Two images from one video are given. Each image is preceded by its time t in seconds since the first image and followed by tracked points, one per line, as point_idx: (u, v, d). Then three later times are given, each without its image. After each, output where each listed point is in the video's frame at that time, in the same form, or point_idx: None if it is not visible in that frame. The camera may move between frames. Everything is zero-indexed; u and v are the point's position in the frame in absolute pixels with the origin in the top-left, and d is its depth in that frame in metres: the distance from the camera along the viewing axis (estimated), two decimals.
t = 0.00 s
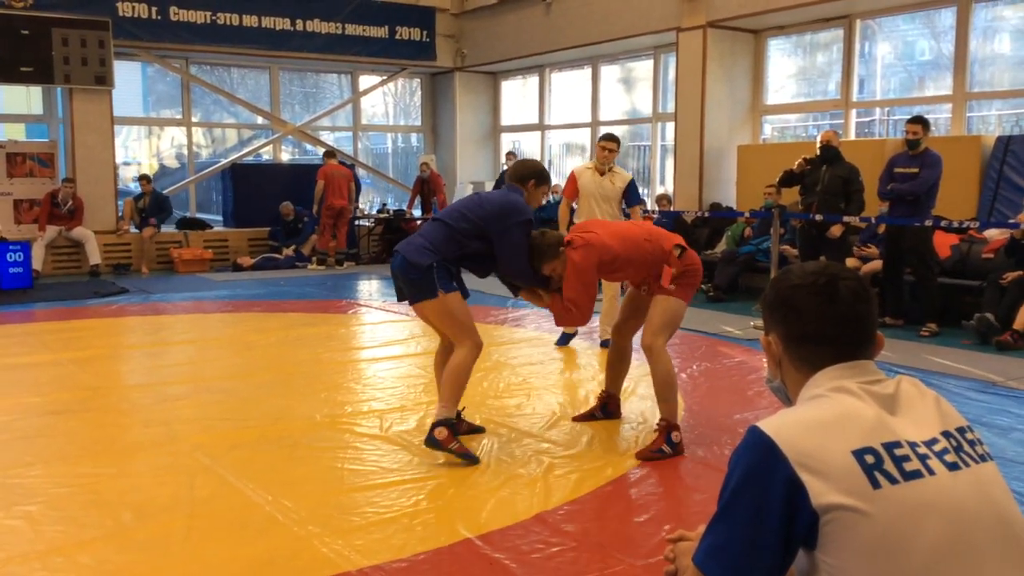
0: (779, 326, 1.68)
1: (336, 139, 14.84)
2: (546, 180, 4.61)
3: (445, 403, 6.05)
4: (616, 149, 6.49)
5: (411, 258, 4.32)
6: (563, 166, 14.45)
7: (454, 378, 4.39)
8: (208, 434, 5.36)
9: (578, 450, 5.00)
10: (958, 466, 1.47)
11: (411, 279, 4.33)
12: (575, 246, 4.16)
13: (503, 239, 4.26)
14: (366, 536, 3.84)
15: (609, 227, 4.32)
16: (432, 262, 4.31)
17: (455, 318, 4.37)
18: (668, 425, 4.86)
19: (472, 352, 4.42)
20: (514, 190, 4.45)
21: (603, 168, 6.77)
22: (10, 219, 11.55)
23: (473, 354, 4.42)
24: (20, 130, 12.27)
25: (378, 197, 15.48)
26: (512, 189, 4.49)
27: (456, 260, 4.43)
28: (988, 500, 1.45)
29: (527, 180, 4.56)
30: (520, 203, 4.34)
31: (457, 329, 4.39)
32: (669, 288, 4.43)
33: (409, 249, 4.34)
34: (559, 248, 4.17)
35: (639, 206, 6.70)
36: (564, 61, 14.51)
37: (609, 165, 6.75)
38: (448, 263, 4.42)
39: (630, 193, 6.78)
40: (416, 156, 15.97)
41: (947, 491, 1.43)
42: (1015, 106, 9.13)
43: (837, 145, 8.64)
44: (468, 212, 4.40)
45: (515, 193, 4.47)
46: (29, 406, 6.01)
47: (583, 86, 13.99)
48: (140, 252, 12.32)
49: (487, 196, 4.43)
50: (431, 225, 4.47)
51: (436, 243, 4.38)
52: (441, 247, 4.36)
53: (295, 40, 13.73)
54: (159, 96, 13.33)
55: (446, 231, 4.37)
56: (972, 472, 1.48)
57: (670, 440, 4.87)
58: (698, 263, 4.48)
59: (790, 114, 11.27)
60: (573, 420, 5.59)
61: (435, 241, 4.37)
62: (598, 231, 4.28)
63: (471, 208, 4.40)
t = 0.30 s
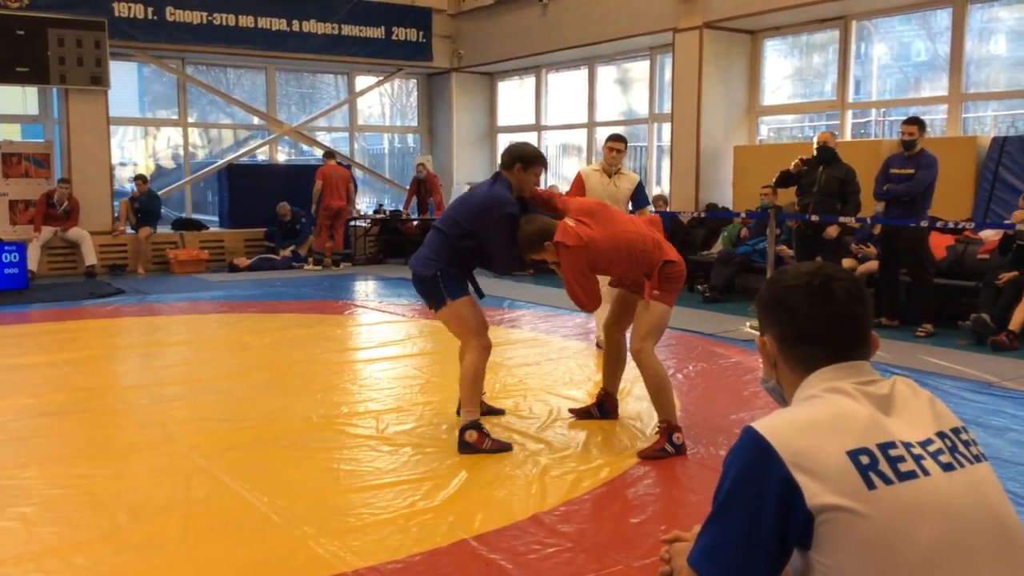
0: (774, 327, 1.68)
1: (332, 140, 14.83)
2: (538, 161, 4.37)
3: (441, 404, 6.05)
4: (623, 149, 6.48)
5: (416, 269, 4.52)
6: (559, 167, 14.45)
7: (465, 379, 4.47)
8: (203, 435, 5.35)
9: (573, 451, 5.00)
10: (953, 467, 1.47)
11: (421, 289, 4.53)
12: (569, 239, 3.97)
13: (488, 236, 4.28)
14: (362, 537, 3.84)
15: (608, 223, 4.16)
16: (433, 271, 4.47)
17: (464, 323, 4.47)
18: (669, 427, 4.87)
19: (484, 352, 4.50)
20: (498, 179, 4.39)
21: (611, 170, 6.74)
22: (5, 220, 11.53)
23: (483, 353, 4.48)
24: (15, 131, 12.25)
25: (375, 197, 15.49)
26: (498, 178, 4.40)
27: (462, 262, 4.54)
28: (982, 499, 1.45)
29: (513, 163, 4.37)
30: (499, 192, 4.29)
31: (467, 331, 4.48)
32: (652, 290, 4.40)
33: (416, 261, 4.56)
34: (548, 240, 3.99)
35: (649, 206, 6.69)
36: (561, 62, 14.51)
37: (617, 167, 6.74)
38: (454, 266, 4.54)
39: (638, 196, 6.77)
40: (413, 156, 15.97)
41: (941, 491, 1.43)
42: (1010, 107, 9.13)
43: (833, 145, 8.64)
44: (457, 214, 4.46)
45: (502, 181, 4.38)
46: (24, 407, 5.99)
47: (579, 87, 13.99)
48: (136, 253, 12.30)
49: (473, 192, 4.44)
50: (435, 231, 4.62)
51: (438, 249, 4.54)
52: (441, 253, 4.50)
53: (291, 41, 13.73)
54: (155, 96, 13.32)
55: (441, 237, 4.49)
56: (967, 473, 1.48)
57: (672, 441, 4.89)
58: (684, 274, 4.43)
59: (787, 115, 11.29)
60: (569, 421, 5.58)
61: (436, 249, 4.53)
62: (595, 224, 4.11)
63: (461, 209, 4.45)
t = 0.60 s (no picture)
0: (761, 325, 1.68)
1: (321, 141, 14.81)
2: (505, 140, 4.46)
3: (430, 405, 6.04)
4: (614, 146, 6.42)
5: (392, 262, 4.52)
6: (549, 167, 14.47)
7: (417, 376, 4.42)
8: (190, 438, 5.33)
9: (562, 452, 5.00)
10: (937, 465, 1.48)
11: (399, 283, 4.51)
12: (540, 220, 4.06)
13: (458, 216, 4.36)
14: (352, 539, 3.83)
15: (583, 208, 4.24)
16: (408, 262, 4.47)
17: (422, 316, 4.46)
18: (654, 422, 4.90)
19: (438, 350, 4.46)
20: (461, 160, 4.46)
21: (606, 169, 6.76)
22: None
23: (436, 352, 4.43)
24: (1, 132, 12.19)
25: (364, 199, 15.48)
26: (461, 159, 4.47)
27: (437, 250, 4.56)
28: (967, 497, 1.45)
29: (481, 141, 4.43)
30: (462, 171, 4.37)
31: (425, 327, 4.46)
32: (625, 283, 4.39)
33: (391, 256, 4.56)
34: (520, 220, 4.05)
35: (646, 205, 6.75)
36: (549, 62, 14.53)
37: (612, 166, 6.75)
38: (431, 255, 4.55)
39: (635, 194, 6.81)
40: (402, 157, 15.97)
41: (925, 489, 1.43)
42: (997, 106, 9.18)
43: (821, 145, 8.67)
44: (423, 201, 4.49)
45: (464, 161, 4.46)
46: (10, 411, 5.97)
47: (568, 86, 14.01)
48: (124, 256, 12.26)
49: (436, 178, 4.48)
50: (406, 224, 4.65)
51: (411, 241, 4.55)
52: (417, 244, 4.51)
53: (279, 42, 13.71)
54: (143, 97, 13.28)
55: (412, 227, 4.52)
56: (951, 471, 1.48)
57: (658, 438, 4.90)
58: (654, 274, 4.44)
59: (775, 115, 11.32)
60: (558, 422, 5.59)
61: (410, 240, 4.53)
62: (568, 209, 4.20)
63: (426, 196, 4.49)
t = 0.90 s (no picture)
0: (759, 328, 1.68)
1: (318, 144, 14.80)
2: (504, 156, 4.39)
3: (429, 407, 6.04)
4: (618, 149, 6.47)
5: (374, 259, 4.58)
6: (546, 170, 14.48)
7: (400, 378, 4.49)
8: (189, 441, 5.32)
9: (560, 455, 5.00)
10: (936, 467, 1.48)
11: (380, 281, 4.55)
12: (522, 204, 3.99)
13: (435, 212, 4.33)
14: (351, 542, 3.83)
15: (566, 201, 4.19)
16: (387, 261, 4.50)
17: (403, 318, 4.51)
18: (600, 437, 4.72)
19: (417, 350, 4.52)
20: (452, 163, 4.46)
21: (613, 172, 6.71)
22: None
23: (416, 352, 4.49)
24: None
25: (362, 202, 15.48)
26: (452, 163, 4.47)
27: (420, 251, 4.57)
28: (966, 499, 1.46)
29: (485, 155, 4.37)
30: (445, 169, 4.38)
31: (406, 328, 4.51)
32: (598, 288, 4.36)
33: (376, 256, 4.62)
34: (500, 204, 3.99)
35: (650, 206, 6.84)
36: (547, 65, 14.54)
37: (618, 167, 6.69)
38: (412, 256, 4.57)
39: (641, 194, 6.83)
40: (399, 160, 15.98)
41: (925, 492, 1.44)
42: (993, 108, 9.20)
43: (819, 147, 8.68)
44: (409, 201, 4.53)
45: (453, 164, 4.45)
46: (8, 414, 5.95)
47: (565, 89, 14.02)
48: (122, 259, 12.24)
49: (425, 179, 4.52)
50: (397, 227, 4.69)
51: (395, 241, 4.59)
52: (399, 243, 4.54)
53: (276, 45, 13.70)
54: (140, 101, 13.27)
55: (397, 227, 4.56)
56: (950, 473, 1.48)
57: (604, 454, 4.75)
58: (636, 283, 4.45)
59: (773, 117, 11.32)
60: (557, 425, 5.58)
61: (394, 240, 4.57)
62: (552, 199, 4.14)
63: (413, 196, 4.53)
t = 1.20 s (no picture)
0: (769, 327, 1.67)
1: (325, 144, 14.82)
2: (492, 151, 4.39)
3: (435, 406, 6.04)
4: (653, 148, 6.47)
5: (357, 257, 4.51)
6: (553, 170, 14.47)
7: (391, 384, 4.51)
8: (196, 440, 5.33)
9: (566, 455, 4.99)
10: (947, 468, 1.48)
11: (363, 279, 4.48)
12: (510, 197, 4.00)
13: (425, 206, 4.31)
14: (358, 542, 3.83)
15: (558, 196, 4.18)
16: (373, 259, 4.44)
17: (391, 325, 4.49)
18: (606, 435, 4.70)
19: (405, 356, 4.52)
20: (438, 158, 4.46)
21: (644, 172, 6.72)
22: None
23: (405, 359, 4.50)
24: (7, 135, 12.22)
25: (369, 202, 15.48)
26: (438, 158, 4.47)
27: (405, 247, 4.53)
28: (976, 500, 1.45)
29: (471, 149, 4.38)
30: (434, 162, 4.38)
31: (392, 334, 4.51)
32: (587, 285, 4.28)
33: (358, 252, 4.54)
34: (488, 195, 3.99)
35: (683, 208, 6.76)
36: (554, 64, 14.53)
37: (650, 168, 6.70)
38: (398, 252, 4.52)
39: (673, 196, 6.76)
40: (407, 160, 15.99)
41: (935, 493, 1.43)
42: (1002, 107, 9.17)
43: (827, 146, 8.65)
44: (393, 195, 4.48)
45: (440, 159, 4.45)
46: (17, 414, 5.97)
47: (572, 88, 14.01)
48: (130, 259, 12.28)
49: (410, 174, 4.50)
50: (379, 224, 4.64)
51: (379, 238, 4.53)
52: (385, 239, 4.48)
53: (283, 45, 13.72)
54: (147, 101, 13.30)
55: (381, 223, 4.51)
56: (961, 474, 1.48)
57: (610, 451, 4.73)
58: (628, 281, 4.36)
59: (780, 116, 11.30)
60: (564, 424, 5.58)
61: (378, 236, 4.51)
62: (543, 193, 4.13)
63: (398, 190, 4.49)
